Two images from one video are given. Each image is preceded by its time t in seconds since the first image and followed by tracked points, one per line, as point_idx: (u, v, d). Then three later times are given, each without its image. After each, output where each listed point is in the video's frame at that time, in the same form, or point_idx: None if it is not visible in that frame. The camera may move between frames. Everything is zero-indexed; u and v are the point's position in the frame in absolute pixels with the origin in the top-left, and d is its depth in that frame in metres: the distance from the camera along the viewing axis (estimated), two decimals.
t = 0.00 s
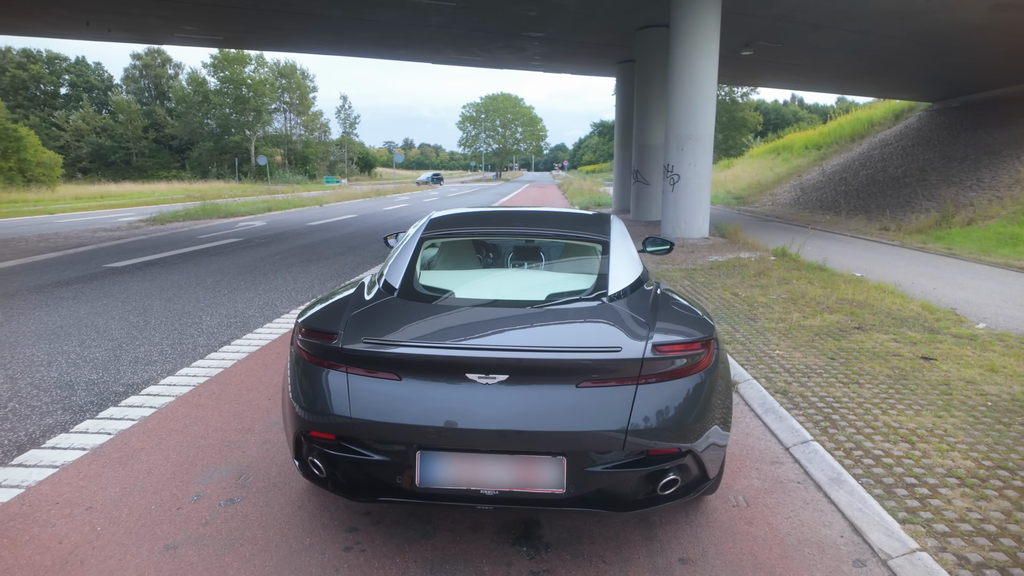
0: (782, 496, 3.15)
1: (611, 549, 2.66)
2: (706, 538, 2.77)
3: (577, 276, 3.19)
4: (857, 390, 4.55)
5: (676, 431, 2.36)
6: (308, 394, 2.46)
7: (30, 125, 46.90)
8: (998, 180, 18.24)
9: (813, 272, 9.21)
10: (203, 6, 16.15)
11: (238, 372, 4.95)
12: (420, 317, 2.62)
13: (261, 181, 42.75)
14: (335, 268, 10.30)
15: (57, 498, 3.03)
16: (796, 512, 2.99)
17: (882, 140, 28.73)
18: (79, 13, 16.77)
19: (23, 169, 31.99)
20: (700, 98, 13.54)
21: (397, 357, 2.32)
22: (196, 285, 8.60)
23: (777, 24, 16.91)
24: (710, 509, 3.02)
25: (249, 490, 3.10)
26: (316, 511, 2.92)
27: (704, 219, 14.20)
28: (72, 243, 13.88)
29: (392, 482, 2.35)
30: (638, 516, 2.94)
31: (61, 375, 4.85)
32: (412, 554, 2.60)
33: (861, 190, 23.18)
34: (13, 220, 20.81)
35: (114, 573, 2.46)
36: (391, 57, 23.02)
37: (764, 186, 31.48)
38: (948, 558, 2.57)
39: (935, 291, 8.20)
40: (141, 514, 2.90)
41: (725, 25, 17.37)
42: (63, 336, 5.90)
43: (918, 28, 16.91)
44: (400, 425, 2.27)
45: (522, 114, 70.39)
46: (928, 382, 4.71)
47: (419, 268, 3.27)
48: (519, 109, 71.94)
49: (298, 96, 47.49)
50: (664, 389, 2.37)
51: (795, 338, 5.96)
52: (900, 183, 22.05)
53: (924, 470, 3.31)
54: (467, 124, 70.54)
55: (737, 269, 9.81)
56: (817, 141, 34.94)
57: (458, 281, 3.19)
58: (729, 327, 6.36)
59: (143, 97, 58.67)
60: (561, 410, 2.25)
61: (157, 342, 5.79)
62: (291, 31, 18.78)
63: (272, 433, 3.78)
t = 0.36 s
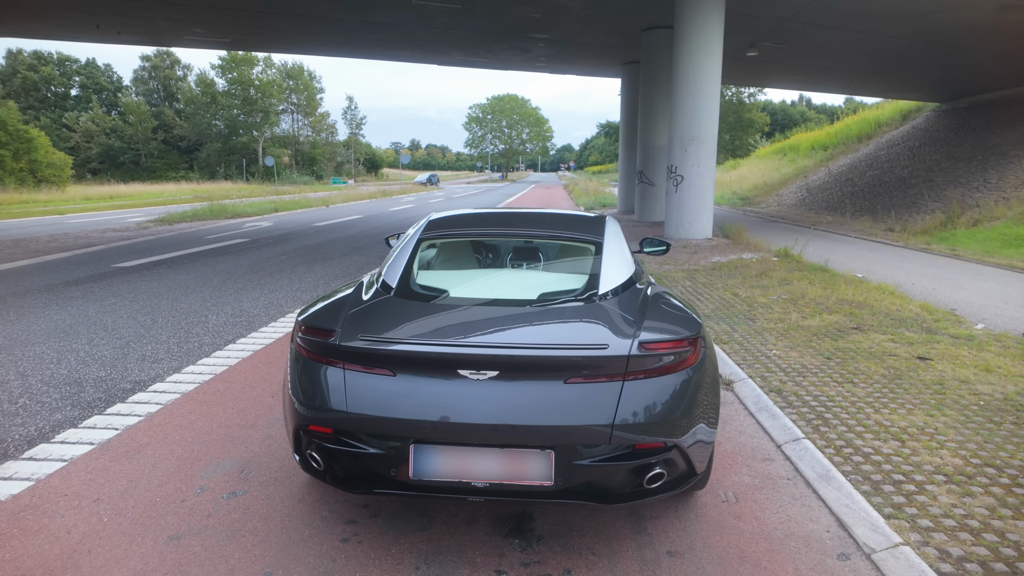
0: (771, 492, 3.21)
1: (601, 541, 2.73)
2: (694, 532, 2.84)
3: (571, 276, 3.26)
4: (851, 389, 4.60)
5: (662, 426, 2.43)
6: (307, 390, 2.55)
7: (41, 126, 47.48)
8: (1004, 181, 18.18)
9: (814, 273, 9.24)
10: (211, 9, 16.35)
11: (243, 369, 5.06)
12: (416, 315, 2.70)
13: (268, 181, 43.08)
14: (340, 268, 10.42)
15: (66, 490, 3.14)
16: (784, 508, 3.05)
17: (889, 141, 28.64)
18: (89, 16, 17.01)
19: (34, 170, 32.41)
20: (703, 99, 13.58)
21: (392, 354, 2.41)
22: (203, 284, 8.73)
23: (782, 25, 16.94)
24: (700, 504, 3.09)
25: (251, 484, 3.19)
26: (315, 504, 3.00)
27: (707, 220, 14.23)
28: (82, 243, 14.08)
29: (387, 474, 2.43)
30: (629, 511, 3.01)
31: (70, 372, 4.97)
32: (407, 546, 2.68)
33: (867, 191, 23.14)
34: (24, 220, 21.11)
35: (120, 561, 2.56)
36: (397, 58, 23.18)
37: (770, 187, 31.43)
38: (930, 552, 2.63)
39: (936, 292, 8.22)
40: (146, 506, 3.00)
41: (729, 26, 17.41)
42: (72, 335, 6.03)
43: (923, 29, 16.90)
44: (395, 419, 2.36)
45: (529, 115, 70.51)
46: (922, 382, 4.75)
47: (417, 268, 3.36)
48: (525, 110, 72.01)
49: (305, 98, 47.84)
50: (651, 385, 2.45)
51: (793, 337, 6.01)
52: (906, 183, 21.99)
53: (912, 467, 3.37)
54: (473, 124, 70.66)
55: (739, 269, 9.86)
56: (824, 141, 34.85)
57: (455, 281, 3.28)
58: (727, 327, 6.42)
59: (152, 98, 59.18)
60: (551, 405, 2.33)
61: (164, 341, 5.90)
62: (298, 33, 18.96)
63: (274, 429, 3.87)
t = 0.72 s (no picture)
0: (776, 494, 3.15)
1: (603, 546, 2.67)
2: (699, 536, 2.78)
3: (571, 276, 3.20)
4: (855, 389, 4.55)
5: (666, 428, 2.37)
6: (302, 391, 2.49)
7: (38, 125, 47.30)
8: (1003, 181, 18.16)
9: (814, 273, 9.20)
10: (209, 7, 16.26)
11: (239, 370, 5.00)
12: (415, 315, 2.64)
13: (267, 181, 42.99)
14: (337, 267, 10.35)
15: (57, 493, 3.07)
16: (790, 511, 3.00)
17: (887, 141, 28.63)
18: (86, 15, 16.92)
19: (31, 170, 32.26)
20: (702, 98, 13.54)
21: (390, 355, 2.35)
22: (199, 284, 8.65)
23: (782, 25, 16.90)
24: (704, 508, 3.03)
25: (246, 487, 3.13)
26: (311, 508, 2.94)
27: (707, 219, 14.17)
28: (78, 242, 13.98)
29: (385, 478, 2.37)
30: (631, 514, 2.95)
31: (63, 373, 4.90)
32: (405, 551, 2.62)
33: (866, 191, 23.11)
34: (21, 219, 21.02)
35: (110, 566, 2.50)
36: (395, 57, 23.09)
37: (768, 187, 31.41)
38: (939, 556, 2.58)
39: (937, 292, 8.18)
40: (139, 510, 2.93)
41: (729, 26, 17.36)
42: (66, 335, 5.95)
43: (923, 28, 16.89)
44: (393, 422, 2.30)
45: (528, 115, 70.50)
46: (925, 382, 4.71)
47: (415, 266, 3.30)
48: (523, 110, 71.97)
49: (303, 97, 47.75)
50: (654, 387, 2.39)
51: (794, 338, 5.96)
52: (905, 184, 21.97)
53: (918, 469, 3.31)
54: (471, 124, 70.56)
55: (739, 269, 9.81)
56: (822, 141, 34.83)
57: (453, 280, 3.22)
58: (728, 327, 6.36)
59: (150, 97, 58.96)
60: (552, 407, 2.27)
61: (159, 341, 5.83)
62: (296, 32, 18.90)
63: (270, 431, 3.80)
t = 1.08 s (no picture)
0: (784, 503, 3.09)
1: (609, 558, 2.60)
2: (707, 547, 2.71)
3: (575, 279, 3.13)
4: (859, 393, 4.50)
5: (676, 438, 2.30)
6: (298, 400, 2.41)
7: (30, 126, 46.94)
8: (998, 182, 18.22)
9: (813, 275, 9.17)
10: (202, 7, 16.14)
11: (233, 375, 4.90)
12: (415, 320, 2.57)
13: (261, 182, 42.79)
14: (333, 269, 10.26)
15: (44, 505, 2.98)
16: (798, 520, 2.94)
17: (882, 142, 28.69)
18: (79, 14, 16.77)
19: (22, 171, 32.01)
20: (699, 100, 13.50)
21: (390, 362, 2.27)
22: (193, 286, 8.55)
23: (778, 26, 16.91)
24: (711, 517, 2.96)
25: (240, 497, 3.05)
26: (308, 520, 2.86)
27: (704, 221, 14.13)
28: (70, 244, 13.82)
29: (384, 491, 2.29)
30: (637, 524, 2.88)
31: (53, 378, 4.79)
32: (405, 564, 2.54)
33: (861, 192, 23.16)
34: (12, 221, 20.82)
35: None
36: (391, 58, 23.01)
37: (764, 188, 31.46)
38: (953, 567, 2.51)
39: (936, 293, 8.15)
40: (130, 522, 2.84)
41: (725, 27, 17.35)
42: (56, 339, 5.84)
43: (918, 30, 16.92)
44: (393, 433, 2.22)
45: (523, 116, 70.52)
46: (930, 386, 4.66)
47: (414, 270, 3.22)
48: (518, 111, 72.00)
49: (297, 98, 47.58)
50: (663, 395, 2.32)
51: (796, 341, 5.90)
52: (899, 185, 22.02)
53: (927, 476, 3.26)
54: (466, 125, 70.48)
55: (737, 271, 9.77)
56: (817, 143, 34.93)
57: (453, 284, 3.14)
58: (728, 329, 6.31)
59: (143, 98, 58.59)
60: (558, 417, 2.20)
61: (151, 345, 5.73)
62: (291, 32, 18.78)
63: (265, 438, 3.72)
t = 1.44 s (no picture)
0: (787, 507, 3.07)
1: (613, 564, 2.58)
2: (711, 552, 2.69)
3: (577, 282, 3.12)
4: (861, 396, 4.49)
5: (681, 443, 2.28)
6: (300, 405, 2.38)
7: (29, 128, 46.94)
8: (997, 184, 18.23)
9: (813, 276, 9.17)
10: (201, 9, 16.13)
11: (234, 378, 4.88)
12: (417, 324, 2.55)
13: (260, 183, 42.79)
14: (333, 271, 10.24)
15: (43, 510, 2.96)
16: (802, 525, 2.92)
17: (881, 144, 28.70)
18: (78, 16, 16.76)
19: (21, 172, 32.01)
20: (699, 102, 13.50)
21: (393, 367, 2.25)
22: (192, 289, 8.53)
23: (777, 28, 16.92)
24: (714, 522, 2.94)
25: (241, 502, 3.03)
26: (309, 524, 2.84)
27: (704, 222, 14.12)
28: (69, 246, 13.81)
29: (387, 496, 2.27)
30: (641, 529, 2.86)
31: (52, 382, 4.77)
32: (407, 570, 2.52)
33: (861, 193, 23.16)
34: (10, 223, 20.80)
35: None
36: (390, 60, 23.02)
37: (763, 190, 31.47)
38: (959, 572, 2.49)
39: (937, 296, 8.14)
40: (130, 527, 2.83)
41: (724, 29, 17.36)
42: (55, 342, 5.82)
43: (917, 32, 16.94)
44: (395, 438, 2.20)
45: (522, 118, 70.63)
46: (933, 389, 4.64)
47: (415, 273, 3.20)
48: (517, 113, 72.08)
49: (297, 100, 47.56)
50: (668, 400, 2.30)
51: (797, 343, 5.89)
52: (899, 187, 22.03)
53: (931, 480, 3.24)
54: (465, 127, 70.49)
55: (738, 273, 9.77)
56: (816, 145, 34.98)
57: (455, 288, 3.12)
58: (730, 332, 6.30)
59: (142, 99, 58.62)
60: (562, 423, 2.18)
61: (151, 348, 5.71)
62: (291, 34, 18.78)
63: (265, 442, 3.70)
